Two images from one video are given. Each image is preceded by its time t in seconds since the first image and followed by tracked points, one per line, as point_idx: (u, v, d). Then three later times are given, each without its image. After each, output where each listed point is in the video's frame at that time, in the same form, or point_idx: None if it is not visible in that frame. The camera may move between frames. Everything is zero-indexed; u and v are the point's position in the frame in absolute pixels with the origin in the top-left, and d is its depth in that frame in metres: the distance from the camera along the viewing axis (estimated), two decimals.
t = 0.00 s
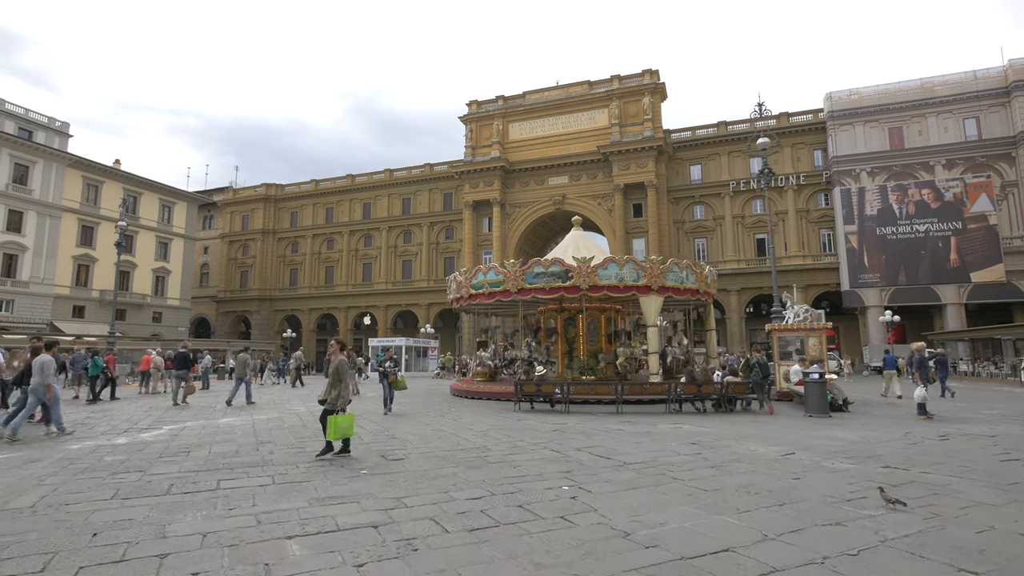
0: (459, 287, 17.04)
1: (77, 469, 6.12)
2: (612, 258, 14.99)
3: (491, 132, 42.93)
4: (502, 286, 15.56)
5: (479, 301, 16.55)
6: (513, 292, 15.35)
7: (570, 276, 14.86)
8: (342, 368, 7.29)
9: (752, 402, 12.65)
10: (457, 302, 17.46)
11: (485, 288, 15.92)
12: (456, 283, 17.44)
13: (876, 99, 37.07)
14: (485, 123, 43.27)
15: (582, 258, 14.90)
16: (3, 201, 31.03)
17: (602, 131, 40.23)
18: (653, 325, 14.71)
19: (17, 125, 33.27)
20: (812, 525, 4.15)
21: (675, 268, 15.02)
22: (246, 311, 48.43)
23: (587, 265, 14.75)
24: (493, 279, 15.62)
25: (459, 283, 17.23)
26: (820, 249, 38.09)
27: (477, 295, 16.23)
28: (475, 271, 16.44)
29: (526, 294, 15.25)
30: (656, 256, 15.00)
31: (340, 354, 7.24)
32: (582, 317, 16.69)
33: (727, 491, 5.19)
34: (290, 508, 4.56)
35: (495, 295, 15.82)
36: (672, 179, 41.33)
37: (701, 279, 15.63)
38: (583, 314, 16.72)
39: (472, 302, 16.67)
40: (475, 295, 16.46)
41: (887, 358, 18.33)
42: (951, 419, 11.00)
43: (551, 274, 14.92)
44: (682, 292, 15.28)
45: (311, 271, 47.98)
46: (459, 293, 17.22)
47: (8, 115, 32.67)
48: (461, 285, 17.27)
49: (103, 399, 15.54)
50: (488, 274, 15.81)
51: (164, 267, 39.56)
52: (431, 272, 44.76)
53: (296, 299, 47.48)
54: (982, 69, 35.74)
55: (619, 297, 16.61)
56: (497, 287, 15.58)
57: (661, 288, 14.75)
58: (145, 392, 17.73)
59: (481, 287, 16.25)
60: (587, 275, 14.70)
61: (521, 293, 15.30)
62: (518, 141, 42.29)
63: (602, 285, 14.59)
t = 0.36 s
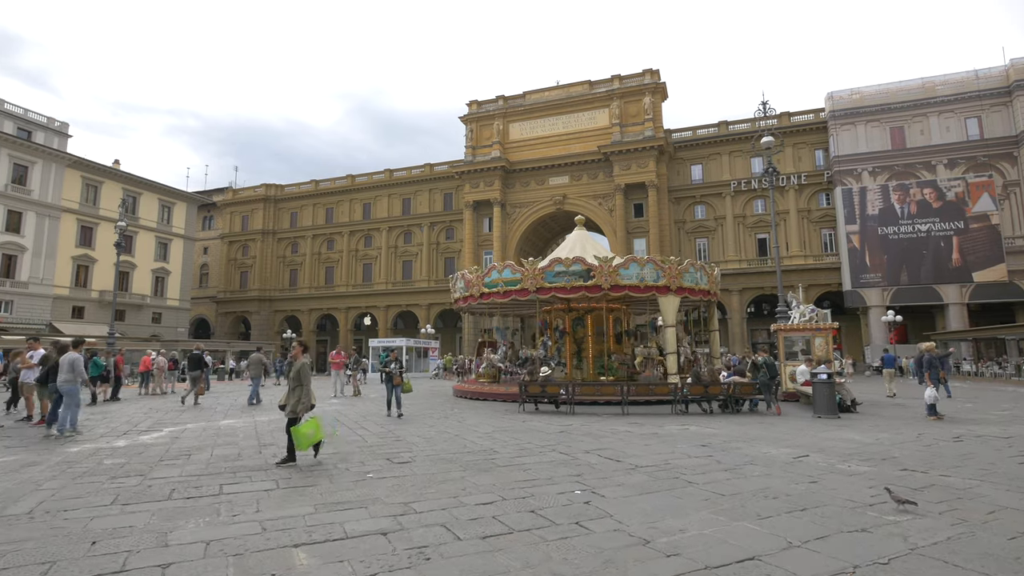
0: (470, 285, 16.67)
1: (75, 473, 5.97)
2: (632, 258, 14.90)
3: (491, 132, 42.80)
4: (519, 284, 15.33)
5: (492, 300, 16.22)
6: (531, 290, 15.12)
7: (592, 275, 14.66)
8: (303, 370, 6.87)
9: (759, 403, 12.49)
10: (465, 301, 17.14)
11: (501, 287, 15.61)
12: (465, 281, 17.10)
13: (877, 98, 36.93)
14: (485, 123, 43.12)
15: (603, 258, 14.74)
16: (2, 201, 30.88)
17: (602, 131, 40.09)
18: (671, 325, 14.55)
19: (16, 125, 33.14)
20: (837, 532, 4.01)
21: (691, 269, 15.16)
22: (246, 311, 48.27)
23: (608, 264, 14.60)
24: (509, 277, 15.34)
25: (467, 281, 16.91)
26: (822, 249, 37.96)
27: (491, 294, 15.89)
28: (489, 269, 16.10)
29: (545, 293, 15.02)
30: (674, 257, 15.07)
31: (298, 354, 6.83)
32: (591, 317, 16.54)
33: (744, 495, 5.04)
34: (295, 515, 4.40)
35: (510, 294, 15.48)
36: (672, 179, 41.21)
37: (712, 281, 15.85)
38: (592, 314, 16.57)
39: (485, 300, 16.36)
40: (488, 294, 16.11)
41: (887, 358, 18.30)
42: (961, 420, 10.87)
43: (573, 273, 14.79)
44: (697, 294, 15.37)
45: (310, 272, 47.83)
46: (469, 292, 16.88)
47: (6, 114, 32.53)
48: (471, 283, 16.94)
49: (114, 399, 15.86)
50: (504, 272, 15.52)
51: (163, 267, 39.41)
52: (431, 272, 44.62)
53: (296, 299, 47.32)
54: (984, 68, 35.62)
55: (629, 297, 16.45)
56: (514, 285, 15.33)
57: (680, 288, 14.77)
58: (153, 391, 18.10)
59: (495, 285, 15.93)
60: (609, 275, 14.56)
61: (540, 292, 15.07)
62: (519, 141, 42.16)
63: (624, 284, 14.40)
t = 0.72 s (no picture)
0: (482, 283, 16.04)
1: (74, 476, 5.82)
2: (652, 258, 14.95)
3: (493, 132, 42.65)
4: (539, 283, 14.92)
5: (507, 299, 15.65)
6: (552, 289, 14.72)
7: (615, 275, 14.55)
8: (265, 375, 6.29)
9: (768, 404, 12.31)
10: (475, 300, 16.57)
11: (519, 285, 15.13)
12: (475, 278, 16.52)
13: (881, 97, 36.71)
14: (487, 123, 42.97)
15: (626, 257, 14.69)
16: (4, 202, 30.79)
17: (604, 131, 39.92)
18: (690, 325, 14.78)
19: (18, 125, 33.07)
20: (866, 539, 3.84)
21: (707, 270, 15.44)
22: (248, 312, 48.16)
23: (632, 264, 14.56)
24: (529, 276, 14.90)
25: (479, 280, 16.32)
26: (825, 249, 37.75)
27: (507, 292, 15.35)
28: (505, 267, 15.61)
29: (567, 292, 14.68)
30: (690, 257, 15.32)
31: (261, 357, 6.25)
32: (601, 317, 16.43)
33: (764, 500, 4.88)
34: (302, 521, 4.25)
35: (530, 293, 15.11)
36: (675, 179, 41.01)
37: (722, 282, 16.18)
38: (603, 314, 16.46)
39: (499, 299, 15.78)
40: (504, 292, 15.60)
41: (893, 358, 18.13)
42: (975, 421, 10.68)
43: (597, 272, 14.52)
44: (711, 295, 15.70)
45: (312, 273, 47.71)
46: (481, 290, 16.30)
47: (8, 115, 32.46)
48: (482, 282, 16.37)
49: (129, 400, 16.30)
50: (523, 271, 15.07)
51: (165, 268, 39.30)
52: (433, 273, 44.50)
53: (298, 300, 47.22)
54: (988, 67, 35.39)
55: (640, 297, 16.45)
56: (534, 284, 14.95)
57: (698, 288, 15.02)
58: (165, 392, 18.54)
59: (512, 283, 15.42)
60: (632, 274, 14.50)
61: (562, 290, 14.71)
62: (521, 141, 42.00)
63: (647, 284, 14.42)
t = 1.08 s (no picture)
0: (498, 281, 15.56)
1: (76, 479, 5.70)
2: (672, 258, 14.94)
3: (497, 132, 42.52)
4: (560, 281, 14.74)
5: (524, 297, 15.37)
6: (574, 288, 14.56)
7: (639, 274, 14.43)
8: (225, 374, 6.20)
9: (777, 405, 12.12)
10: (488, 298, 16.07)
11: (539, 283, 14.91)
12: (489, 275, 16.02)
13: (885, 96, 36.48)
14: (490, 123, 42.83)
15: (649, 256, 14.59)
16: (7, 203, 30.75)
17: (608, 131, 39.76)
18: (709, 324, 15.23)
19: (22, 125, 33.09)
20: (897, 547, 3.68)
21: (721, 271, 15.69)
22: (251, 312, 48.11)
23: (655, 263, 14.47)
24: (550, 274, 14.69)
25: (494, 277, 15.80)
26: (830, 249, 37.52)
27: (526, 290, 15.07)
28: (523, 265, 15.25)
29: (589, 291, 14.52)
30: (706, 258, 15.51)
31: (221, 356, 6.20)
32: (612, 316, 16.31)
33: (786, 505, 4.73)
34: (310, 526, 4.10)
35: (550, 292, 14.87)
36: (679, 179, 40.81)
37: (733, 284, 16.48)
38: (613, 314, 16.35)
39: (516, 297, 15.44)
40: (522, 291, 15.25)
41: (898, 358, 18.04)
42: (989, 423, 10.50)
43: (620, 271, 14.42)
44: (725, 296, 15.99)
45: (315, 273, 47.65)
46: (495, 288, 15.79)
47: (11, 115, 32.49)
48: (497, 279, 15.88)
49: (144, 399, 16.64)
50: (544, 269, 14.81)
51: (168, 268, 39.23)
52: (437, 273, 44.40)
53: (301, 300, 47.17)
54: (994, 65, 35.12)
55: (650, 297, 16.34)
56: (555, 283, 14.72)
57: (716, 289, 15.24)
58: (174, 392, 18.82)
59: (530, 282, 15.14)
60: (656, 274, 14.42)
61: (583, 290, 14.58)
62: (524, 141, 41.86)
63: (670, 285, 14.37)
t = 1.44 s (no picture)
0: (518, 279, 15.07)
1: (80, 482, 5.57)
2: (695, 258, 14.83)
3: (501, 133, 42.37)
4: (586, 280, 14.40)
5: (545, 296, 14.99)
6: (600, 288, 14.22)
7: (666, 274, 14.19)
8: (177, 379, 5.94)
9: (790, 406, 11.94)
10: (505, 296, 15.62)
11: (564, 283, 14.53)
12: (507, 273, 15.49)
13: (893, 95, 36.18)
14: (495, 123, 42.69)
15: (674, 256, 14.40)
16: (13, 203, 30.77)
17: (613, 131, 39.59)
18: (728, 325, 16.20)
19: (28, 126, 33.16)
20: (937, 557, 3.51)
21: (738, 272, 15.72)
22: (255, 313, 48.09)
23: (681, 263, 14.30)
24: (576, 273, 14.35)
25: (512, 275, 15.33)
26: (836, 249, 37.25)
27: (549, 289, 14.67)
28: (546, 263, 14.84)
29: (615, 291, 14.17)
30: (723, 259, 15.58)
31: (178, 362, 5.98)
32: (625, 317, 16.15)
33: (815, 511, 4.55)
34: (321, 533, 3.96)
35: (575, 291, 14.47)
36: (684, 179, 40.57)
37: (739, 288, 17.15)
38: (626, 315, 16.20)
39: (537, 296, 15.05)
40: (544, 290, 14.83)
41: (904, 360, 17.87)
42: (1008, 425, 10.29)
43: (647, 271, 14.10)
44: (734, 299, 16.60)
45: (319, 274, 47.59)
46: (514, 286, 15.32)
47: (17, 116, 32.56)
48: (515, 277, 15.38)
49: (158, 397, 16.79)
50: (569, 268, 14.48)
51: (173, 269, 39.23)
52: (440, 273, 44.28)
53: (306, 301, 47.10)
54: (1003, 64, 34.79)
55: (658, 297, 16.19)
56: (580, 282, 14.36)
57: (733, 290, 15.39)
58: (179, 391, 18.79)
59: (553, 281, 14.76)
60: (681, 274, 14.25)
61: (610, 289, 14.24)
62: (529, 142, 41.71)
63: (695, 285, 14.25)
